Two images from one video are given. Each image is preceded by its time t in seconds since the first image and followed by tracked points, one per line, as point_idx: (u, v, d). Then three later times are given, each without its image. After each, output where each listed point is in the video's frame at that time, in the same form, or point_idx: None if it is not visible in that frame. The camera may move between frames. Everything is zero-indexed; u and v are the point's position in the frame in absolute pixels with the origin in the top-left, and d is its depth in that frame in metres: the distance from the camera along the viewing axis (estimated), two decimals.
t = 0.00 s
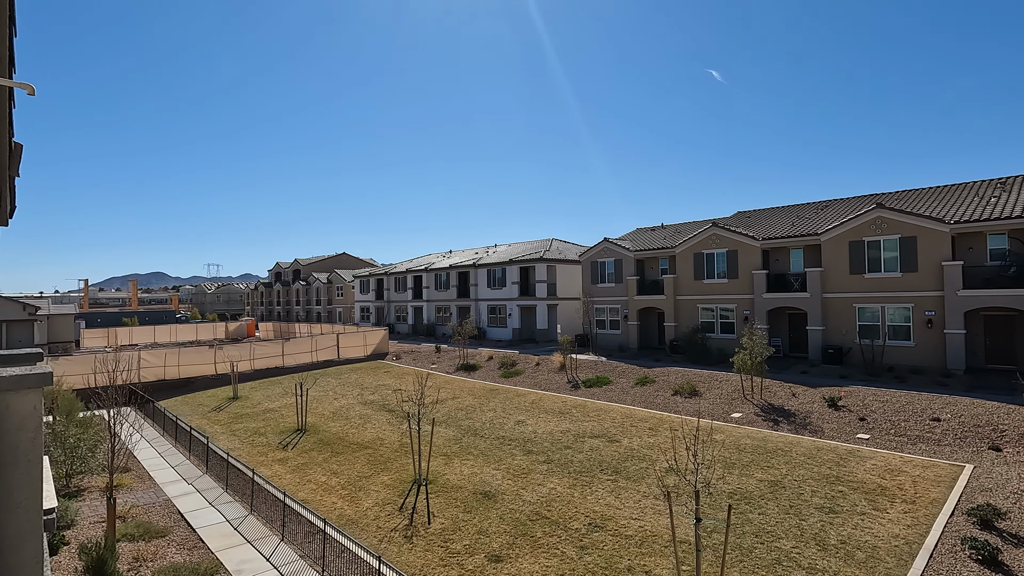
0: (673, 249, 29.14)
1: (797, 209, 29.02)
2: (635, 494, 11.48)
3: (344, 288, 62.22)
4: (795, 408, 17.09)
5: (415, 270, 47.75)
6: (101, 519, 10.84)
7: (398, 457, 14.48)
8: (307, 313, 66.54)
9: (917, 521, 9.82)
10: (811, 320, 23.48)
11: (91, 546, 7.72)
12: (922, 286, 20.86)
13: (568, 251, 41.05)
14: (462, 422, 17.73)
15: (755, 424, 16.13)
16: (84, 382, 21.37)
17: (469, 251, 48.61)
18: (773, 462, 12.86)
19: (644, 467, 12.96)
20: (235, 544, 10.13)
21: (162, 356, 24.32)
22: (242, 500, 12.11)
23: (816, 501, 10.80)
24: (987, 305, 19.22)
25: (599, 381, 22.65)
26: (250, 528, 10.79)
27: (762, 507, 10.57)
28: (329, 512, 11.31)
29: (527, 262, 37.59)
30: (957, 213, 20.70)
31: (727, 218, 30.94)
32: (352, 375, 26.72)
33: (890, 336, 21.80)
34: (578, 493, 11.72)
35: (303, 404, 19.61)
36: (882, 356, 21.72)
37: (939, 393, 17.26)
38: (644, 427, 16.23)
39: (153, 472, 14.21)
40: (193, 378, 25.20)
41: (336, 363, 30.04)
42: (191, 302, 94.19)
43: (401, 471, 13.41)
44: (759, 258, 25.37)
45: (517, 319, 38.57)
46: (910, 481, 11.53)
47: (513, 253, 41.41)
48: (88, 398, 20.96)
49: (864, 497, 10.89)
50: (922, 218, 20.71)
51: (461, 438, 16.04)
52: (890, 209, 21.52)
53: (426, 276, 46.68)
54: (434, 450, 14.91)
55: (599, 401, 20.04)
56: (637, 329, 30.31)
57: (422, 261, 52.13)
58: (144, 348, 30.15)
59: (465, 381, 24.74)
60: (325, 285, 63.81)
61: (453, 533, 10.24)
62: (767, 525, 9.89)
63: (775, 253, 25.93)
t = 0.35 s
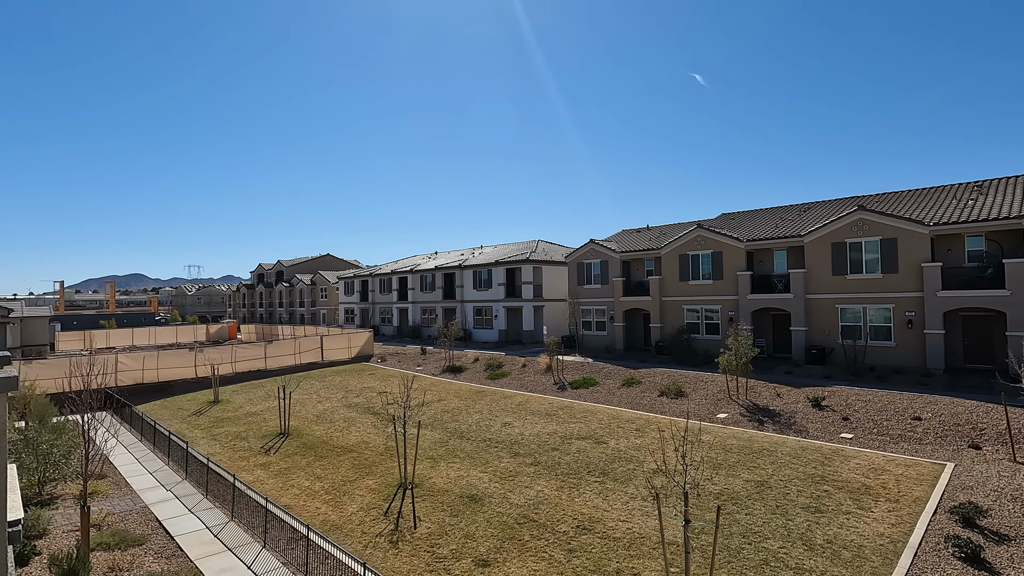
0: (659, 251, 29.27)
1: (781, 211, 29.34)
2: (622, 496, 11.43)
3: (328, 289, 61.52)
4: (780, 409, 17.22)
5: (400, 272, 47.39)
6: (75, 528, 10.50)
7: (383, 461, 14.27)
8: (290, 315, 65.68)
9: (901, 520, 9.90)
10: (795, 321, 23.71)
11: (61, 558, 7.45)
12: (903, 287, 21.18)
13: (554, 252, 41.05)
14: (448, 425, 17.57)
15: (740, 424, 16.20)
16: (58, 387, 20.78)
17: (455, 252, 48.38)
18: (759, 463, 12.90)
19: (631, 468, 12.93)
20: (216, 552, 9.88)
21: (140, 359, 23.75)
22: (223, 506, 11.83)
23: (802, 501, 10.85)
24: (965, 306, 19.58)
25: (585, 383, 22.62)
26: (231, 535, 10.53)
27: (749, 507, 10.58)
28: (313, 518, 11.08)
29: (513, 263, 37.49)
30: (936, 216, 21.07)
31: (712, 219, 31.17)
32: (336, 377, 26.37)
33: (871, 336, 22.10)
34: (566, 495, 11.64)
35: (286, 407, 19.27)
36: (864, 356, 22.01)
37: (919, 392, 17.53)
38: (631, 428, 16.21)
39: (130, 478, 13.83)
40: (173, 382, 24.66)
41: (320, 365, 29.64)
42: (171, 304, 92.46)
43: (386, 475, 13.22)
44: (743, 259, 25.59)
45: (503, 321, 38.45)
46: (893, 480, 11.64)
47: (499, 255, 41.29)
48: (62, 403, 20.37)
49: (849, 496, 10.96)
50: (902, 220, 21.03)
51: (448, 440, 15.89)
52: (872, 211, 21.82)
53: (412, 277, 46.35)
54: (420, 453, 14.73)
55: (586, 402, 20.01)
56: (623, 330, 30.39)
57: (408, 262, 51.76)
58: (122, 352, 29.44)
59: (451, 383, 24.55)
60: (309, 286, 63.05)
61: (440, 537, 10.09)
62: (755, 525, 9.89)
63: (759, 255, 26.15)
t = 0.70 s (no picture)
0: (630, 256, 29.60)
1: (748, 217, 30.05)
2: (596, 500, 11.44)
3: (297, 294, 60.29)
4: (749, 411, 17.55)
5: (371, 276, 46.75)
6: (23, 546, 9.93)
7: (354, 469, 13.97)
8: (257, 320, 64.08)
9: (866, 518, 10.16)
10: (762, 324, 24.26)
11: None
12: (863, 291, 21.90)
13: (526, 257, 41.10)
14: (420, 431, 17.33)
15: (710, 427, 16.44)
16: (8, 397, 19.76)
17: (427, 256, 48.00)
18: (729, 464, 13.10)
19: (604, 472, 12.97)
20: (177, 568, 9.49)
21: (97, 367, 22.76)
22: (185, 519, 11.38)
23: (772, 501, 11.04)
24: (921, 309, 20.36)
25: (558, 387, 22.65)
26: (193, 550, 10.11)
27: (720, 509, 10.72)
28: (280, 529, 10.75)
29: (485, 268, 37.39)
30: (894, 223, 21.87)
31: (681, 225, 31.72)
32: (305, 384, 25.79)
33: (834, 339, 22.76)
34: (540, 501, 11.58)
35: (252, 415, 18.72)
36: (828, 358, 22.65)
37: (879, 393, 18.11)
38: (604, 432, 16.28)
39: (85, 492, 13.18)
40: (132, 391, 23.70)
41: (288, 372, 28.94)
42: (130, 309, 89.13)
43: (357, 484, 12.92)
44: (711, 264, 26.09)
45: (476, 325, 38.28)
46: (857, 479, 11.97)
47: (472, 259, 41.14)
48: (11, 415, 19.35)
49: (816, 496, 11.20)
50: (863, 226, 21.77)
51: (420, 447, 15.66)
52: (834, 218, 22.51)
53: (383, 281, 45.78)
54: (392, 461, 14.48)
55: (559, 406, 20.02)
56: (595, 334, 30.60)
57: (379, 267, 51.12)
58: (77, 360, 28.18)
59: (423, 389, 24.27)
60: (276, 291, 61.65)
61: (413, 547, 9.91)
62: (726, 527, 10.01)
63: (727, 259, 26.69)
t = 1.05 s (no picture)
0: (586, 261, 30.01)
1: (699, 224, 31.05)
2: (553, 504, 11.48)
3: (245, 299, 58.11)
4: (700, 412, 18.05)
5: (324, 280, 45.59)
6: None
7: (306, 480, 13.52)
8: (202, 325, 61.39)
9: (809, 513, 10.61)
10: (712, 328, 25.05)
11: None
12: (806, 295, 22.95)
13: (483, 261, 41.04)
14: (376, 438, 16.97)
15: (664, 428, 16.81)
16: None
17: (382, 260, 47.23)
18: (682, 465, 13.42)
19: (562, 475, 13.05)
20: None
21: (23, 377, 21.22)
22: (122, 537, 10.72)
23: (722, 499, 11.38)
24: (859, 312, 21.50)
25: (516, 392, 22.67)
26: (131, 570, 9.53)
27: (674, 509, 10.95)
28: (227, 544, 10.28)
29: (442, 272, 37.12)
30: (834, 231, 23.06)
31: (636, 231, 32.43)
32: (254, 392, 24.84)
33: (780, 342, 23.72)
34: (498, 506, 11.53)
35: (196, 426, 17.87)
36: (774, 360, 23.58)
37: (821, 393, 18.99)
38: (561, 436, 16.38)
39: (8, 513, 12.23)
40: (62, 402, 22.22)
41: (235, 380, 27.82)
42: (61, 314, 83.70)
43: (309, 494, 12.52)
44: (664, 269, 26.78)
45: (432, 330, 37.91)
46: (801, 476, 12.49)
47: (429, 263, 40.76)
48: None
49: (764, 493, 11.62)
50: (805, 234, 22.83)
51: (375, 455, 15.32)
52: (779, 225, 23.52)
53: (337, 286, 44.74)
54: (346, 470, 14.10)
55: (516, 411, 20.04)
56: (552, 339, 30.85)
57: (332, 270, 49.91)
58: None
59: (378, 395, 23.81)
60: (223, 295, 59.26)
61: (368, 557, 9.67)
62: (680, 526, 10.24)
63: (679, 265, 27.45)
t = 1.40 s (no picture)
0: (534, 264, 30.27)
1: (643, 229, 31.97)
2: (501, 506, 11.47)
3: (177, 302, 55.03)
4: (644, 411, 18.55)
5: (264, 282, 43.82)
6: None
7: (242, 491, 12.92)
8: (128, 330, 57.65)
9: (745, 506, 11.09)
10: (656, 329, 25.80)
11: None
12: (742, 298, 24.05)
13: (431, 263, 40.63)
14: (318, 445, 16.44)
15: (609, 428, 17.16)
16: None
17: (326, 262, 45.93)
18: (627, 464, 13.73)
19: (509, 478, 13.08)
20: None
21: None
22: (34, 560, 9.86)
23: (664, 496, 11.72)
24: (790, 314, 22.73)
25: (464, 395, 22.54)
26: None
27: (619, 507, 11.18)
28: (155, 563, 9.65)
29: (389, 274, 36.50)
30: (767, 237, 24.30)
31: (582, 235, 33.01)
32: (186, 400, 23.51)
33: (718, 343, 24.72)
34: (445, 511, 11.41)
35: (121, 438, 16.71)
36: (712, 360, 24.55)
37: (756, 391, 19.93)
38: (509, 438, 16.42)
39: None
40: None
41: (165, 387, 26.25)
42: None
43: (246, 506, 11.96)
44: (610, 273, 27.41)
45: (378, 333, 37.15)
46: (737, 471, 13.04)
47: (375, 265, 39.95)
48: None
49: (703, 488, 12.06)
50: (741, 240, 23.94)
51: (318, 463, 14.84)
52: (717, 231, 24.57)
53: (278, 288, 43.10)
54: (286, 479, 13.57)
55: (464, 414, 19.91)
56: (500, 341, 30.91)
57: (273, 272, 48.10)
58: None
59: (321, 401, 23.08)
60: (152, 298, 55.88)
61: (309, 569, 9.33)
62: (624, 524, 10.47)
63: (624, 268, 28.14)
